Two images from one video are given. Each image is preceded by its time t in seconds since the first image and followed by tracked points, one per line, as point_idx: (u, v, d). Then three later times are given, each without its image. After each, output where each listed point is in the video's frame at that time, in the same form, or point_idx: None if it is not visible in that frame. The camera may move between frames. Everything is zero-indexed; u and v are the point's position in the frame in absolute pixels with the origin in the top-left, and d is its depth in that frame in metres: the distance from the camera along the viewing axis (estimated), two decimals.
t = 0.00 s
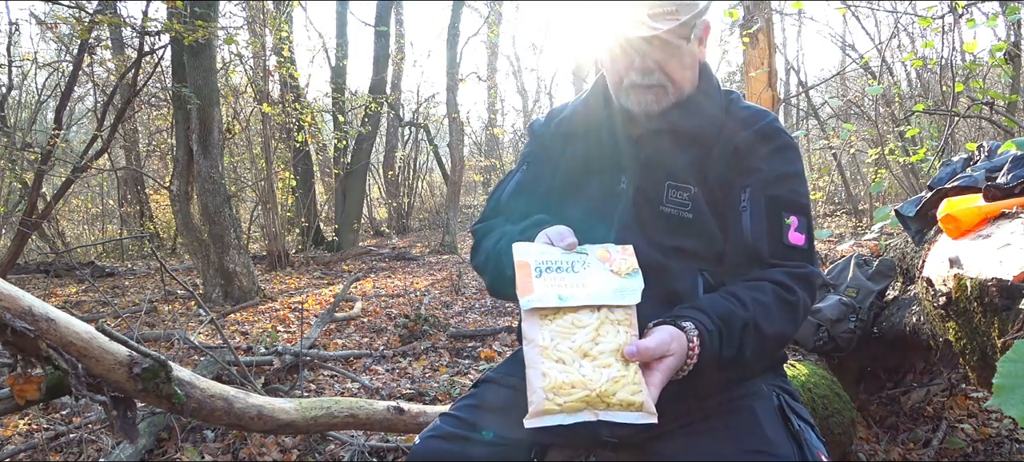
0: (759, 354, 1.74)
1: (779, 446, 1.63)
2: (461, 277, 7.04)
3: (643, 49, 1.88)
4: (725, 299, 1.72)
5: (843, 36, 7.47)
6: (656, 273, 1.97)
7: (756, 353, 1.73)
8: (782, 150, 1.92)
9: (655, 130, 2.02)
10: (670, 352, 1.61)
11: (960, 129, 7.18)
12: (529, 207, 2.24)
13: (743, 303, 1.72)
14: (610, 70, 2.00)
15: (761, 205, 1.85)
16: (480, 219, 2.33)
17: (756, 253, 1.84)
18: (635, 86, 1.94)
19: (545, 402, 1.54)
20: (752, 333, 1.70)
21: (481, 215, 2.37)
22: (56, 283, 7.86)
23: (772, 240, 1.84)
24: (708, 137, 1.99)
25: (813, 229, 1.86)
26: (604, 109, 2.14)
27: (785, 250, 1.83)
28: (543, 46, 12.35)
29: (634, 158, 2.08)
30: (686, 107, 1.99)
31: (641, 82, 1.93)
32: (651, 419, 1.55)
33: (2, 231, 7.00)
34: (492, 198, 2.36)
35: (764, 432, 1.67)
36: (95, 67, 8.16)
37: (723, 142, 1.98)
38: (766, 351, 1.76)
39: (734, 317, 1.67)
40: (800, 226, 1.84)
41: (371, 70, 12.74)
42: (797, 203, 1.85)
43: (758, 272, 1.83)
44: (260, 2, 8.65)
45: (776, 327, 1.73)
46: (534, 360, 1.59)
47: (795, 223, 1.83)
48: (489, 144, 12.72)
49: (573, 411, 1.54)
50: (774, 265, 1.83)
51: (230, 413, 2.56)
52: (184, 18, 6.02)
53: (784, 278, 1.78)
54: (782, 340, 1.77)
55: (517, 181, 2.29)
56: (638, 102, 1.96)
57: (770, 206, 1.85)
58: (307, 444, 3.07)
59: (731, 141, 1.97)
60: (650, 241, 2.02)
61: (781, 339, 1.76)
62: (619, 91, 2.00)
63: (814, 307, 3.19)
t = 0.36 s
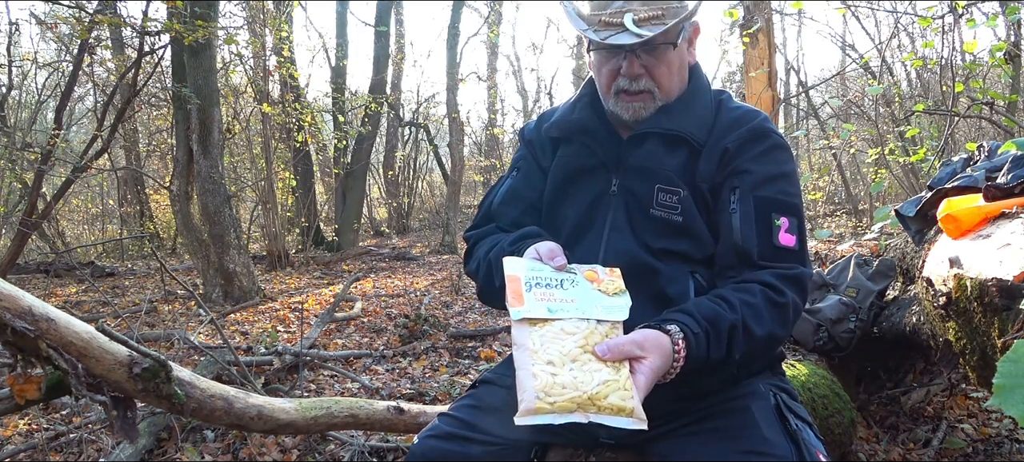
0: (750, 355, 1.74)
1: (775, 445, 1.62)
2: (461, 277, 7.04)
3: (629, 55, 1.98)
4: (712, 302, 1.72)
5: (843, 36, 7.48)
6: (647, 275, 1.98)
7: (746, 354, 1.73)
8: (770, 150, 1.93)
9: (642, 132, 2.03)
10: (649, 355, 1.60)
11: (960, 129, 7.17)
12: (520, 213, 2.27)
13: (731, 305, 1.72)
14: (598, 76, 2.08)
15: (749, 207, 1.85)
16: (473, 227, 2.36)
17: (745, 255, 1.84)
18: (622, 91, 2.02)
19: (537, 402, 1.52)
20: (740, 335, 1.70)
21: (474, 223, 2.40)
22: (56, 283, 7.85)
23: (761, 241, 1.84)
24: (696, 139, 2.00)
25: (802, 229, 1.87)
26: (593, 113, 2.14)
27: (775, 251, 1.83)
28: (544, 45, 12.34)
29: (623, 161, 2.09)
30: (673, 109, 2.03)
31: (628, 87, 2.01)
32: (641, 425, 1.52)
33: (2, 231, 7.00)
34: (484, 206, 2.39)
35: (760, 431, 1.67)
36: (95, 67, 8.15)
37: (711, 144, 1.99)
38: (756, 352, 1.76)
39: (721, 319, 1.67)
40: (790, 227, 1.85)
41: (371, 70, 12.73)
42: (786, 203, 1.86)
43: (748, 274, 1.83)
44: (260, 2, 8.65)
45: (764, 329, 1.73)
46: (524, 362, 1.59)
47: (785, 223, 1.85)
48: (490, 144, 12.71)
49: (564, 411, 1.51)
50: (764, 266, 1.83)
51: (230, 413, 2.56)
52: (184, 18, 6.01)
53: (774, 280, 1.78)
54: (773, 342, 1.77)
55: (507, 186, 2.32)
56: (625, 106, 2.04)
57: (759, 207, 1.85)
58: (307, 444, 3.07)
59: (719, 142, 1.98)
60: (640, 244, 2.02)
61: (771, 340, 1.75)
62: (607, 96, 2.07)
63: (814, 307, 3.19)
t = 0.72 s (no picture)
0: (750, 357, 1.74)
1: (775, 446, 1.63)
2: (461, 277, 7.04)
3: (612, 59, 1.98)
4: (712, 306, 1.72)
5: (843, 36, 7.48)
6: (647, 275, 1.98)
7: (746, 355, 1.73)
8: (768, 149, 1.93)
9: (641, 132, 2.03)
10: (653, 366, 1.59)
11: (960, 129, 7.17)
12: (519, 215, 2.26)
13: (730, 308, 1.72)
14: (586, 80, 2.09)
15: (748, 205, 1.86)
16: (473, 230, 2.36)
17: (743, 254, 1.84)
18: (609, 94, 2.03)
19: (539, 410, 1.51)
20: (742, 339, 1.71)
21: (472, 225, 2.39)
22: (56, 283, 7.85)
23: (759, 240, 1.84)
24: (694, 139, 2.01)
25: (799, 228, 1.87)
26: (591, 114, 2.15)
27: (773, 249, 1.83)
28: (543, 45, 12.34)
29: (622, 160, 2.09)
30: (669, 109, 2.04)
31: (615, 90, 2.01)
32: (642, 438, 1.50)
33: (2, 231, 7.00)
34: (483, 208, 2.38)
35: (760, 432, 1.67)
36: (95, 67, 8.15)
37: (709, 144, 1.99)
38: (757, 354, 1.76)
39: (722, 323, 1.68)
40: (788, 227, 1.85)
41: (371, 70, 12.73)
42: (784, 202, 1.86)
43: (746, 275, 1.83)
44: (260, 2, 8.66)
45: (765, 331, 1.74)
46: (527, 370, 1.58)
47: (783, 222, 1.85)
48: (490, 144, 12.71)
49: (566, 421, 1.50)
50: (763, 266, 1.83)
51: (230, 413, 2.56)
52: (184, 18, 6.01)
53: (772, 280, 1.78)
54: (773, 343, 1.77)
55: (506, 188, 2.31)
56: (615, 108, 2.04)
57: (757, 206, 1.85)
58: (307, 444, 3.07)
59: (717, 141, 1.98)
60: (639, 243, 2.02)
61: (771, 341, 1.75)
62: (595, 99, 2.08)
63: (814, 307, 3.18)
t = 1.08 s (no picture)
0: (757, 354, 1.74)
1: (776, 446, 1.62)
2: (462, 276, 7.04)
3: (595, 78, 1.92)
4: (723, 301, 1.72)
5: (843, 36, 7.48)
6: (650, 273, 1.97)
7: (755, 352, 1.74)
8: (770, 148, 1.93)
9: (642, 131, 2.03)
10: (669, 361, 1.59)
11: (960, 129, 7.17)
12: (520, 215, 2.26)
13: (740, 303, 1.72)
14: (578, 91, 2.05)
15: (751, 203, 1.85)
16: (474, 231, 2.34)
17: (747, 251, 1.84)
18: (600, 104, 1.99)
19: (557, 411, 1.50)
20: (750, 336, 1.71)
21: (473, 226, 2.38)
22: (56, 283, 7.85)
23: (763, 238, 1.83)
24: (695, 137, 2.01)
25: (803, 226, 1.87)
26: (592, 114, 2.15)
27: (775, 246, 1.83)
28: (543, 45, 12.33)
29: (623, 159, 2.09)
30: (669, 109, 2.04)
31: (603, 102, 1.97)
32: (659, 435, 1.53)
33: (2, 231, 7.00)
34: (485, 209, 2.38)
35: (760, 431, 1.67)
36: (95, 67, 8.14)
37: (711, 143, 1.99)
38: (764, 351, 1.77)
39: (733, 318, 1.68)
40: (792, 225, 1.85)
41: (371, 70, 12.73)
42: (787, 200, 1.86)
43: (751, 272, 1.83)
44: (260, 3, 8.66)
45: (773, 327, 1.75)
46: (545, 369, 1.56)
47: (786, 219, 1.85)
48: (490, 144, 12.71)
49: (585, 421, 1.49)
50: (768, 264, 1.82)
51: (230, 413, 2.56)
52: (184, 18, 6.01)
53: (778, 276, 1.78)
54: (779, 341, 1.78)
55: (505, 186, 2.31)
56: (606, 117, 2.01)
57: (760, 203, 1.85)
58: (307, 444, 3.07)
59: (719, 141, 1.98)
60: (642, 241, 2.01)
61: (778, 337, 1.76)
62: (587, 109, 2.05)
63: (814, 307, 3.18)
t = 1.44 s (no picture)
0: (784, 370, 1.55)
1: (774, 446, 1.61)
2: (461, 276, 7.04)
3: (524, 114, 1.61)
4: (740, 326, 1.51)
5: (843, 36, 7.49)
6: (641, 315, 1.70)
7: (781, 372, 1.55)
8: (747, 155, 1.64)
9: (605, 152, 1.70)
10: (700, 398, 1.42)
11: (960, 129, 7.18)
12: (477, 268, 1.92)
13: (759, 325, 1.52)
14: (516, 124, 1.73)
15: (741, 221, 1.58)
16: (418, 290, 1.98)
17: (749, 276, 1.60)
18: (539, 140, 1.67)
19: (588, 447, 1.35)
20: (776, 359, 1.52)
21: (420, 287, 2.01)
22: (56, 283, 7.85)
23: (761, 253, 1.58)
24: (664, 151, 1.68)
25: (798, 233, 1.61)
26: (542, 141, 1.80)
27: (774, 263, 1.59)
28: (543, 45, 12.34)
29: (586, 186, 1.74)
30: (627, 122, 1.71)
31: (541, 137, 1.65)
32: None
33: (2, 231, 7.00)
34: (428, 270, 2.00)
35: (759, 430, 1.63)
36: (95, 67, 8.13)
37: (682, 154, 1.67)
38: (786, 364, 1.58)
39: (756, 345, 1.48)
40: (785, 231, 1.58)
41: (371, 70, 12.74)
42: (776, 209, 1.58)
43: (756, 290, 1.60)
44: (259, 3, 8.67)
45: (794, 344, 1.55)
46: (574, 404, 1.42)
47: (781, 231, 1.58)
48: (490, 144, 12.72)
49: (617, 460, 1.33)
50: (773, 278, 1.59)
51: (230, 413, 2.56)
52: (184, 18, 6.01)
53: (786, 288, 1.56)
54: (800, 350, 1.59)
55: (447, 231, 1.94)
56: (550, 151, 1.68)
57: (752, 227, 1.58)
58: (307, 444, 3.07)
59: (691, 155, 1.66)
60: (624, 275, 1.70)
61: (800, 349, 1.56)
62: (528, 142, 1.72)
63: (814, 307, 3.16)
